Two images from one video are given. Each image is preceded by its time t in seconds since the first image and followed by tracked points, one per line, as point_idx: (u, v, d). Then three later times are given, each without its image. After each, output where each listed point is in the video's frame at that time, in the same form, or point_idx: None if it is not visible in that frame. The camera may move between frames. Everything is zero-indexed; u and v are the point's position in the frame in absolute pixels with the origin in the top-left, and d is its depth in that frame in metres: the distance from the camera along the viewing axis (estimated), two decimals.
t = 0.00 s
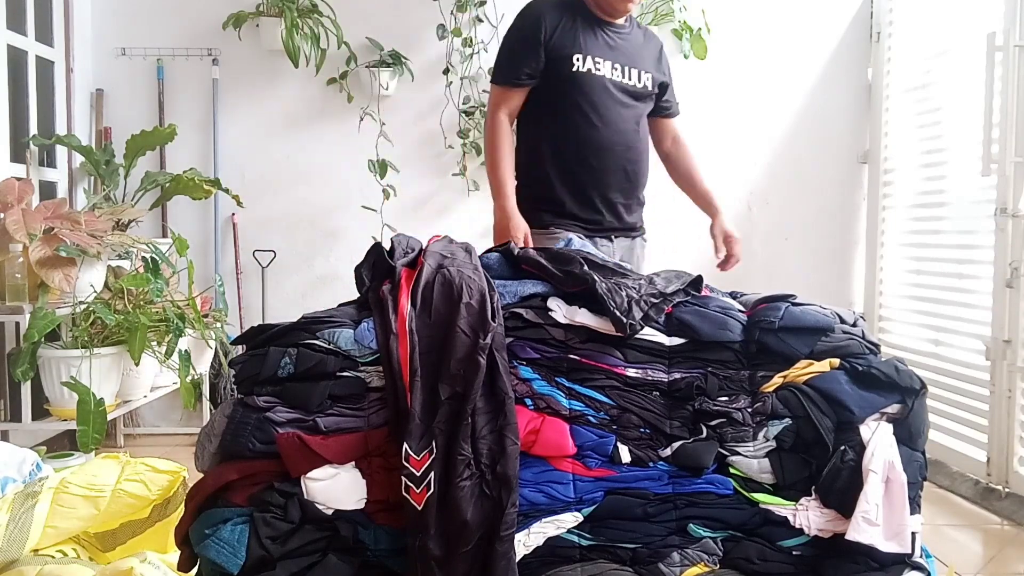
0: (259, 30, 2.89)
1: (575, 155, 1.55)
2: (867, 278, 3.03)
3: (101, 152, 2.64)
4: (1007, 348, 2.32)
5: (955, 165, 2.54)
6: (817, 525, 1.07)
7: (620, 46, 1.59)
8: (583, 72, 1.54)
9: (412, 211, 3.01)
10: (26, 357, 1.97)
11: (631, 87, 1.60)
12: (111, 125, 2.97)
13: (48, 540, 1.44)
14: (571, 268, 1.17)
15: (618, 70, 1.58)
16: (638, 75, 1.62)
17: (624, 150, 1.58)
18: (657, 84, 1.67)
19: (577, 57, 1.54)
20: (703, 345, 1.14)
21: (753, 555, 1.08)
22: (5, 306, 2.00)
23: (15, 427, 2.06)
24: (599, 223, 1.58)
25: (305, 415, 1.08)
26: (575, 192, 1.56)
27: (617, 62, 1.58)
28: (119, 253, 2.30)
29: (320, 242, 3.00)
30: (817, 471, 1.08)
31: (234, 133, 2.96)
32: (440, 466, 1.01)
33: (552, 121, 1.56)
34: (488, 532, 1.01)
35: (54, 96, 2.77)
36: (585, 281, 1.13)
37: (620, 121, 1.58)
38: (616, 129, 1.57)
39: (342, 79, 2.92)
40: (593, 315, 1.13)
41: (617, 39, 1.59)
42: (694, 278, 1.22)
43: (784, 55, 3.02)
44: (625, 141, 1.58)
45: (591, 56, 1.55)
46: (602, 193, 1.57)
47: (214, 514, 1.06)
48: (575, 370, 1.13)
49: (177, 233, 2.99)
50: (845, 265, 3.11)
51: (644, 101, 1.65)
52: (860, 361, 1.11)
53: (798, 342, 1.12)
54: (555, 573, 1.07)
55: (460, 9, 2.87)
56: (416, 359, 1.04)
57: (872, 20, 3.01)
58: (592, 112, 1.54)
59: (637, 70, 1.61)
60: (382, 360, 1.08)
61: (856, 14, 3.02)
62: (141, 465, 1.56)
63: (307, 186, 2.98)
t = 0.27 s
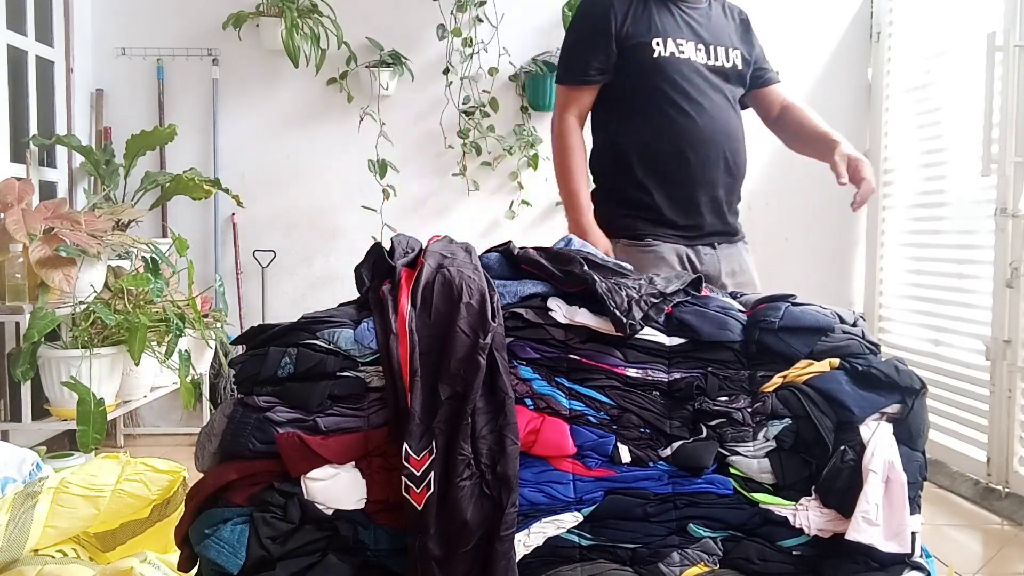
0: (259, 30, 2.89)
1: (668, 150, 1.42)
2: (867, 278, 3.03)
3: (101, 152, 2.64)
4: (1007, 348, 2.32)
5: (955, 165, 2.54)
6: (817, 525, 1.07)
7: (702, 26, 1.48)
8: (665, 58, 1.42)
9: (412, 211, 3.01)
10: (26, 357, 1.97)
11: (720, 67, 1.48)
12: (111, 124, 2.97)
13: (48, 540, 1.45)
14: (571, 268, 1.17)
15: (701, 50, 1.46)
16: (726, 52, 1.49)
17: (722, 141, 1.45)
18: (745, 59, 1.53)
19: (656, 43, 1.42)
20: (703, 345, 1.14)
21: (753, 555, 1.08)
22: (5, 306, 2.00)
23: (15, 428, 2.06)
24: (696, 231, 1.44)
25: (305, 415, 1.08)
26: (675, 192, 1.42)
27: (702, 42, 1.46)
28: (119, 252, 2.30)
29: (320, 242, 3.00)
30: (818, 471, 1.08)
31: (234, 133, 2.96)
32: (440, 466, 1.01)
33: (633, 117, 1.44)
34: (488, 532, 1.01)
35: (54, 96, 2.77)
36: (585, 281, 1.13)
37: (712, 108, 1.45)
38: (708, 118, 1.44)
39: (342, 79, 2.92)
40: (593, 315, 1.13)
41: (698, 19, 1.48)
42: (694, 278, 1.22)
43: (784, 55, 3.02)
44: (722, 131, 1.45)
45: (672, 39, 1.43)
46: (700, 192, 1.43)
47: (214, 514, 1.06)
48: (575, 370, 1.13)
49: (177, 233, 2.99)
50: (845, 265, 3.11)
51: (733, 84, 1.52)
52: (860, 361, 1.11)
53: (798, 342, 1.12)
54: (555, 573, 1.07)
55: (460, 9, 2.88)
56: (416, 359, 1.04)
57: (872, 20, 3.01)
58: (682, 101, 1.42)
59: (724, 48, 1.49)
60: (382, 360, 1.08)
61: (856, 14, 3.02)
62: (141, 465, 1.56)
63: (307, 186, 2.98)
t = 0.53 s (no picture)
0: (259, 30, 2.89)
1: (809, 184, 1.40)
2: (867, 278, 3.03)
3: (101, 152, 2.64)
4: (1007, 349, 2.31)
5: (955, 164, 2.54)
6: (817, 525, 1.07)
7: (847, 39, 1.35)
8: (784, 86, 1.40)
9: (413, 211, 3.01)
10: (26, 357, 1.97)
11: (868, 84, 1.35)
12: (111, 125, 2.97)
13: (48, 540, 1.44)
14: (571, 268, 1.17)
15: (837, 72, 1.36)
16: (874, 67, 1.34)
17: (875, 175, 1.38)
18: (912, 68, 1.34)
19: (774, 66, 1.41)
20: (703, 345, 1.14)
21: (753, 555, 1.08)
22: (5, 306, 2.00)
23: (15, 428, 2.06)
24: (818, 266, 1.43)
25: (305, 415, 1.08)
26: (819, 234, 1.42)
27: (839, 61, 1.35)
28: (119, 252, 2.30)
29: (320, 242, 3.00)
30: (817, 471, 1.08)
31: (234, 133, 2.96)
32: (440, 466, 1.01)
33: (767, 148, 1.44)
34: (488, 532, 1.01)
35: (54, 96, 2.77)
36: (585, 281, 1.13)
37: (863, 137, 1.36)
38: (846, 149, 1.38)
39: (342, 79, 2.92)
40: (593, 315, 1.13)
41: (843, 32, 1.36)
42: (694, 278, 1.22)
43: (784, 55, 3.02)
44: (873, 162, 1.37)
45: (793, 63, 1.39)
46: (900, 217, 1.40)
47: (214, 514, 1.06)
48: (575, 370, 1.13)
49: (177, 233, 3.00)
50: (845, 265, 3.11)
51: (902, 100, 1.36)
52: (860, 361, 1.11)
53: (798, 342, 1.12)
54: (555, 573, 1.07)
55: (460, 9, 2.88)
56: (416, 359, 1.04)
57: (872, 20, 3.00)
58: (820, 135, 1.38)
59: (880, 62, 1.34)
60: (382, 360, 1.08)
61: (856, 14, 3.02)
62: (141, 465, 1.56)
63: (307, 186, 2.98)
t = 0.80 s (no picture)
0: (259, 30, 2.89)
1: (962, 233, 1.29)
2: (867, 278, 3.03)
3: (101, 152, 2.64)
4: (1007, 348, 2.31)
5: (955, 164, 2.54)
6: (817, 525, 1.07)
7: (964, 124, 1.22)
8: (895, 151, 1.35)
9: (413, 211, 3.01)
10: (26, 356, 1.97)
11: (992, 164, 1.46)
12: (111, 125, 2.97)
13: (48, 540, 1.44)
14: (571, 268, 1.17)
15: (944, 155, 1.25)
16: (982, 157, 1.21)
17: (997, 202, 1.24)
18: None
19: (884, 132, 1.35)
20: (703, 345, 1.14)
21: (753, 554, 1.08)
22: (5, 306, 2.00)
23: (15, 428, 2.06)
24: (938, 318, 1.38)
25: (305, 415, 1.08)
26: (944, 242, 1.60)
27: (948, 144, 1.24)
28: (119, 253, 2.30)
29: (321, 242, 3.00)
30: (818, 471, 1.08)
31: (234, 133, 2.96)
32: (440, 466, 1.01)
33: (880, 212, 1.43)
34: (488, 532, 1.01)
35: (54, 96, 2.77)
36: (584, 281, 1.13)
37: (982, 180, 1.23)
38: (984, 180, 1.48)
39: (342, 79, 2.92)
40: (593, 315, 1.13)
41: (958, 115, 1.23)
42: (694, 278, 1.22)
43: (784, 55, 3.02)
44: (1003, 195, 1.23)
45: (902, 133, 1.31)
46: None
47: (214, 514, 1.06)
48: (575, 370, 1.13)
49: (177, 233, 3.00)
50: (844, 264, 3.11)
51: None
52: (860, 361, 1.11)
53: (798, 342, 1.12)
54: (555, 573, 1.07)
55: (460, 9, 2.88)
56: (416, 359, 1.04)
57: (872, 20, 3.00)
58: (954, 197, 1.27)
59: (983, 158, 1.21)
60: (382, 360, 1.08)
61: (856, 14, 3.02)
62: (141, 465, 1.56)
63: (307, 186, 2.98)
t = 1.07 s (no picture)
0: (259, 30, 2.89)
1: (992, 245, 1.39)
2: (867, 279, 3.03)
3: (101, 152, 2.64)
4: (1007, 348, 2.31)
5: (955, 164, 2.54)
6: (817, 525, 1.07)
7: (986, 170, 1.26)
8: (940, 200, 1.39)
9: (413, 212, 3.01)
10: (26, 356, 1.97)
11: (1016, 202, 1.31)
12: (111, 124, 2.97)
13: (48, 540, 1.44)
14: (571, 267, 1.17)
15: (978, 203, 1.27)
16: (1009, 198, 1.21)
17: None
18: None
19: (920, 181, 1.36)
20: (703, 345, 1.14)
21: (753, 554, 1.08)
22: (5, 306, 2.00)
23: (15, 428, 2.06)
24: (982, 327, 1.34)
25: (305, 415, 1.08)
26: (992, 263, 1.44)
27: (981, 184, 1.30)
28: (119, 253, 2.30)
29: (321, 242, 3.00)
30: (818, 471, 1.08)
31: (234, 133, 2.96)
32: (440, 466, 1.01)
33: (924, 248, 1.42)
34: (488, 533, 1.01)
35: (54, 95, 2.77)
36: (584, 281, 1.13)
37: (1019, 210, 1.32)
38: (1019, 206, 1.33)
39: (342, 79, 2.92)
40: (593, 315, 1.13)
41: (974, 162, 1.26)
42: (694, 278, 1.22)
43: (784, 55, 3.01)
44: None
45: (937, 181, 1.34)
46: None
47: (214, 514, 1.06)
48: (575, 370, 1.13)
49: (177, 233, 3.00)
50: (845, 265, 3.11)
51: None
52: (860, 361, 1.11)
53: (798, 342, 1.12)
54: (555, 573, 1.07)
55: (460, 9, 2.88)
56: (416, 359, 1.04)
57: (872, 19, 3.00)
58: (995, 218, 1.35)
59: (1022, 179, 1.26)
60: (382, 360, 1.08)
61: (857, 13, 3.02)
62: (141, 465, 1.56)
63: (307, 186, 2.98)
